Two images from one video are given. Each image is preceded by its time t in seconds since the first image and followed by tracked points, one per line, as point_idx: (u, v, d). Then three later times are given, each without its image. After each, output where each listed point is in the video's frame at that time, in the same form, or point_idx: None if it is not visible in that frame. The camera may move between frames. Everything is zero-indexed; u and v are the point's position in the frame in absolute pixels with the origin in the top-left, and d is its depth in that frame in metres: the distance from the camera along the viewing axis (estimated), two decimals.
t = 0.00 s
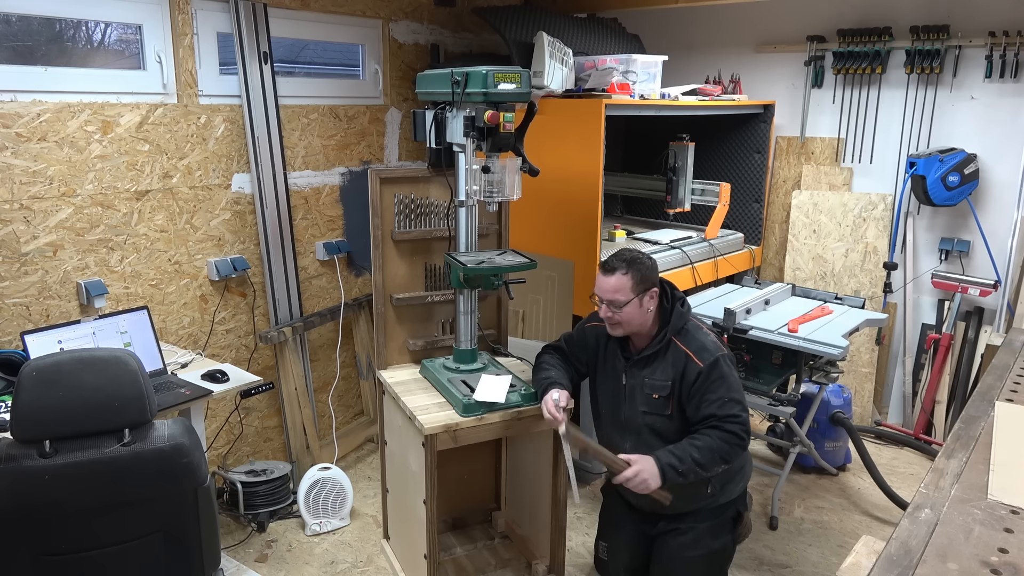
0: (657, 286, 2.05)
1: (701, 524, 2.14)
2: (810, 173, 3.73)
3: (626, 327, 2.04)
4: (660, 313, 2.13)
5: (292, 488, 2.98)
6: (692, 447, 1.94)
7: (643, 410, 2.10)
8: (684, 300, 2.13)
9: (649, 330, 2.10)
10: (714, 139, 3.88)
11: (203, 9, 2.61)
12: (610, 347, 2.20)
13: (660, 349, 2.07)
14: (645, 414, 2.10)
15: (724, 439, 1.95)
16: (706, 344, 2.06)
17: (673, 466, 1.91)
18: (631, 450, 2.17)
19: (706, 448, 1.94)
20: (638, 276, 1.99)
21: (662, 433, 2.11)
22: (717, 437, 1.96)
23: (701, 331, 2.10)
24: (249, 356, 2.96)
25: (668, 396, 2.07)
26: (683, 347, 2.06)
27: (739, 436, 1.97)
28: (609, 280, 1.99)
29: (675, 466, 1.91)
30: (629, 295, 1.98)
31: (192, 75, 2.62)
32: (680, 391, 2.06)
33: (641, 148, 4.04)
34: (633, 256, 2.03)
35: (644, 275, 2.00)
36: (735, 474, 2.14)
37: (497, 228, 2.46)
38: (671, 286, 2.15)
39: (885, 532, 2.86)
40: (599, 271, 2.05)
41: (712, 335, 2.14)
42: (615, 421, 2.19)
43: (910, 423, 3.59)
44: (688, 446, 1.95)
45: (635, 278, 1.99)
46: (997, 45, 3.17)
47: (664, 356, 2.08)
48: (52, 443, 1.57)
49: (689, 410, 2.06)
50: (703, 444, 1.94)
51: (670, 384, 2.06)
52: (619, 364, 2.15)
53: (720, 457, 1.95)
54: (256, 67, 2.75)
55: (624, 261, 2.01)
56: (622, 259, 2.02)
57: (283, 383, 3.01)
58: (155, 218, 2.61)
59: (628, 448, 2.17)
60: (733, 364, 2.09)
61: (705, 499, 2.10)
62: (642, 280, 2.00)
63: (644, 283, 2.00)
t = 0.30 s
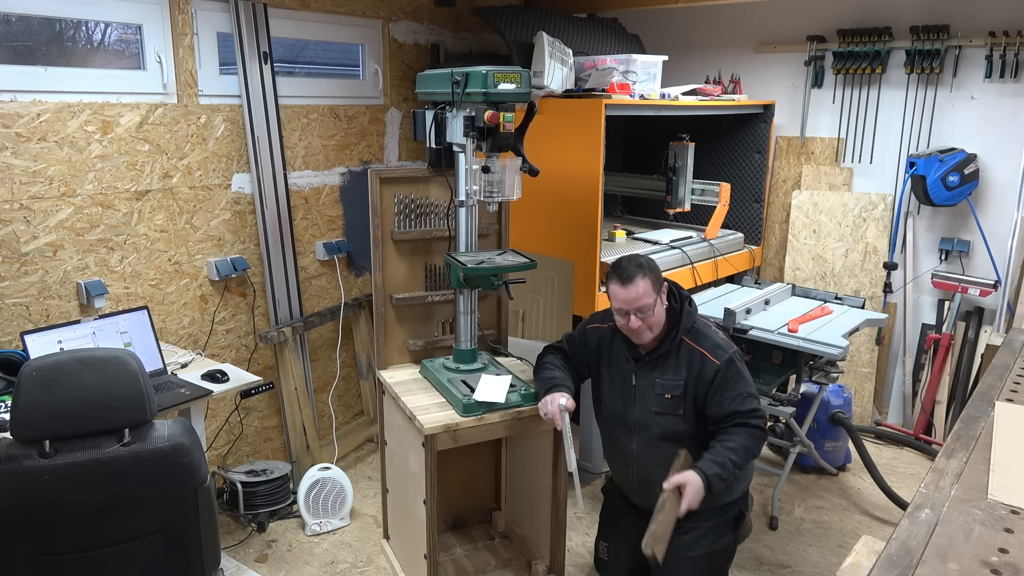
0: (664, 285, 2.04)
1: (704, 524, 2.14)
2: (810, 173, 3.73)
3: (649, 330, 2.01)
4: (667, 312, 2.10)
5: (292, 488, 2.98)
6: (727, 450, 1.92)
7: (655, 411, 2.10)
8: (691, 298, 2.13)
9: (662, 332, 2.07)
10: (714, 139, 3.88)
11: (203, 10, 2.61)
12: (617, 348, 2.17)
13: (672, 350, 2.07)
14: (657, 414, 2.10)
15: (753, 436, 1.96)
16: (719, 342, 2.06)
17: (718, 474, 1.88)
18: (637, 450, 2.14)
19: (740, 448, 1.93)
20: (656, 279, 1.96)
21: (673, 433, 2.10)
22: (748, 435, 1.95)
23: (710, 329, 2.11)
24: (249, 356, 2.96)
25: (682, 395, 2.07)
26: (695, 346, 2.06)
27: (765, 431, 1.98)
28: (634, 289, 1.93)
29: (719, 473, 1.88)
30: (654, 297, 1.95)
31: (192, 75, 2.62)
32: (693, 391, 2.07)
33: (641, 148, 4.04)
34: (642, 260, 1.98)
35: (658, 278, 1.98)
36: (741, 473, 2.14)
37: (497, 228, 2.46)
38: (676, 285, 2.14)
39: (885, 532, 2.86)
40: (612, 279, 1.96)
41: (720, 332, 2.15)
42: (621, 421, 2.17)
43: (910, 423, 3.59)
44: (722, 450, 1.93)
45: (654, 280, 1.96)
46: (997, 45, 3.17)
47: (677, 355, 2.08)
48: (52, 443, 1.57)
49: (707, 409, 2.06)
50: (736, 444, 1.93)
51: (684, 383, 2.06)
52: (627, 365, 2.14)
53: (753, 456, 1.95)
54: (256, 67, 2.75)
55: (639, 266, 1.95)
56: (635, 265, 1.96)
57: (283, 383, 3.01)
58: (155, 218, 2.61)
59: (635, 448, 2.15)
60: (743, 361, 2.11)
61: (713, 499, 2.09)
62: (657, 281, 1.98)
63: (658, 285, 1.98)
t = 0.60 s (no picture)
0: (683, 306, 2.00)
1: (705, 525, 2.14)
2: (810, 173, 3.73)
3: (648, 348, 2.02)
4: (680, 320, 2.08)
5: (292, 488, 2.98)
6: (727, 492, 1.97)
7: (661, 417, 2.10)
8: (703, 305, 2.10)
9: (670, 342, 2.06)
10: (714, 140, 3.88)
11: (203, 9, 2.61)
12: (626, 352, 2.17)
13: (682, 358, 2.07)
14: (663, 420, 2.10)
15: (752, 461, 1.97)
16: (728, 352, 2.05)
17: (724, 521, 1.94)
18: (642, 453, 2.14)
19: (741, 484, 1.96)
20: (670, 307, 1.93)
21: (679, 439, 2.09)
22: (748, 463, 1.97)
23: (720, 337, 2.09)
24: (249, 356, 2.96)
25: (689, 403, 2.07)
26: (705, 355, 2.05)
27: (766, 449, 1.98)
28: (643, 312, 1.92)
29: (724, 518, 1.94)
30: (661, 324, 1.94)
31: (191, 75, 2.61)
32: (700, 399, 2.07)
33: (641, 148, 4.04)
34: (665, 283, 1.94)
35: (674, 304, 1.95)
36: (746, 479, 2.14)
37: (497, 228, 2.46)
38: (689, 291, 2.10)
39: (885, 532, 2.86)
40: (632, 289, 1.96)
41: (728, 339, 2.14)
42: (626, 424, 2.17)
43: (910, 423, 3.59)
44: (722, 491, 1.97)
45: (669, 307, 1.94)
46: (997, 45, 3.17)
47: (685, 364, 2.07)
48: (52, 443, 1.57)
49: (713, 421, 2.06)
50: (735, 482, 1.97)
51: (692, 392, 2.06)
52: (635, 370, 2.14)
53: (757, 482, 1.97)
54: (256, 67, 2.75)
55: (658, 289, 1.93)
56: (655, 287, 1.93)
57: (283, 383, 3.01)
58: (155, 218, 2.61)
59: (640, 452, 2.14)
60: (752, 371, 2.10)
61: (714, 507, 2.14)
62: (673, 308, 1.95)
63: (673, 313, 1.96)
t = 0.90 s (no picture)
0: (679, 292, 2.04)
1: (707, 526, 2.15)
2: (810, 173, 3.73)
3: (659, 335, 1.99)
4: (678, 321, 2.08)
5: (292, 488, 2.98)
6: (725, 498, 1.99)
7: (662, 420, 2.09)
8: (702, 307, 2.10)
9: (670, 341, 2.06)
10: (714, 140, 3.88)
11: (203, 9, 2.61)
12: (627, 355, 2.17)
13: (682, 361, 2.06)
14: (664, 423, 2.09)
15: (750, 470, 1.98)
16: (728, 353, 2.04)
17: (723, 527, 1.96)
18: (644, 456, 2.14)
19: (738, 492, 1.97)
20: (671, 282, 1.96)
21: (681, 442, 2.09)
22: (745, 468, 1.98)
23: (720, 339, 2.08)
24: (249, 356, 2.96)
25: (690, 406, 2.06)
26: (704, 357, 2.04)
27: (763, 453, 1.98)
28: (647, 288, 1.94)
29: (723, 524, 1.96)
30: (667, 299, 1.95)
31: (192, 75, 2.62)
32: (701, 401, 2.05)
33: (641, 148, 4.04)
34: (660, 264, 1.99)
35: (673, 282, 1.99)
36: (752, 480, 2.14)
37: (497, 228, 2.46)
38: (688, 293, 2.10)
39: (885, 532, 2.86)
40: (628, 277, 1.98)
41: (730, 341, 2.12)
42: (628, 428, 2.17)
43: (910, 423, 3.59)
44: (720, 497, 1.99)
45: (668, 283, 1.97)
46: (997, 45, 3.17)
47: (686, 366, 2.06)
48: (52, 443, 1.57)
49: (713, 424, 2.05)
50: (733, 489, 1.98)
51: (692, 394, 2.05)
52: (636, 373, 2.14)
53: (755, 487, 1.98)
54: (256, 67, 2.75)
55: (655, 268, 1.97)
56: (652, 267, 1.97)
57: (283, 383, 3.01)
58: (155, 218, 2.61)
59: (643, 455, 2.14)
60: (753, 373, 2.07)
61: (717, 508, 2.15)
62: (672, 286, 1.98)
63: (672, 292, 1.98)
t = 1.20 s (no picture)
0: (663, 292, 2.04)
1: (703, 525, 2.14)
2: (810, 173, 3.73)
3: (627, 331, 2.03)
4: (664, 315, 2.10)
5: (292, 488, 2.98)
6: (714, 502, 1.97)
7: (647, 414, 2.10)
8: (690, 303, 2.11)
9: (653, 335, 2.09)
10: (714, 140, 3.88)
11: (203, 9, 2.61)
12: (617, 351, 2.19)
13: (665, 354, 2.07)
14: (649, 418, 2.10)
15: (736, 468, 1.95)
16: (710, 348, 2.04)
17: (719, 533, 1.94)
18: (634, 454, 2.14)
19: (725, 492, 1.95)
20: (645, 282, 1.98)
21: (667, 438, 2.09)
22: (728, 468, 1.96)
23: (706, 336, 2.08)
24: (249, 356, 2.96)
25: (672, 400, 2.06)
26: (686, 350, 2.05)
27: (745, 452, 1.95)
28: (617, 286, 1.98)
29: (718, 529, 1.95)
30: (636, 299, 1.97)
31: (191, 75, 2.62)
32: (683, 394, 2.05)
33: (641, 149, 4.04)
34: (640, 262, 2.01)
35: (651, 281, 1.99)
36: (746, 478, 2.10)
37: (497, 228, 2.46)
38: (677, 289, 2.13)
39: (885, 532, 2.86)
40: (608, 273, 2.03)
41: (720, 339, 2.12)
42: (618, 424, 2.18)
43: (910, 423, 3.59)
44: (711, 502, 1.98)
45: (643, 284, 1.98)
46: (997, 45, 3.17)
47: (668, 360, 2.08)
48: (52, 443, 1.57)
49: (696, 418, 2.04)
50: (720, 492, 1.96)
51: (674, 387, 2.05)
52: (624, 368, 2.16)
53: (742, 488, 1.95)
54: (256, 67, 2.75)
55: (631, 266, 1.99)
56: (628, 264, 2.00)
57: (283, 383, 3.01)
58: (155, 218, 2.61)
59: (632, 453, 2.15)
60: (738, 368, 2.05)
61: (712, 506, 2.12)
62: (649, 287, 1.99)
63: (649, 292, 1.99)
